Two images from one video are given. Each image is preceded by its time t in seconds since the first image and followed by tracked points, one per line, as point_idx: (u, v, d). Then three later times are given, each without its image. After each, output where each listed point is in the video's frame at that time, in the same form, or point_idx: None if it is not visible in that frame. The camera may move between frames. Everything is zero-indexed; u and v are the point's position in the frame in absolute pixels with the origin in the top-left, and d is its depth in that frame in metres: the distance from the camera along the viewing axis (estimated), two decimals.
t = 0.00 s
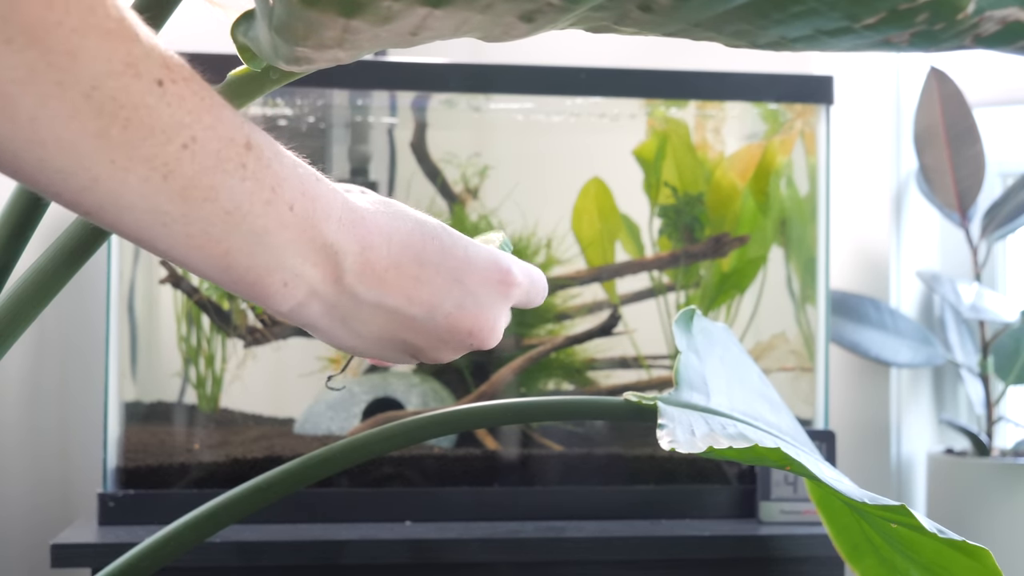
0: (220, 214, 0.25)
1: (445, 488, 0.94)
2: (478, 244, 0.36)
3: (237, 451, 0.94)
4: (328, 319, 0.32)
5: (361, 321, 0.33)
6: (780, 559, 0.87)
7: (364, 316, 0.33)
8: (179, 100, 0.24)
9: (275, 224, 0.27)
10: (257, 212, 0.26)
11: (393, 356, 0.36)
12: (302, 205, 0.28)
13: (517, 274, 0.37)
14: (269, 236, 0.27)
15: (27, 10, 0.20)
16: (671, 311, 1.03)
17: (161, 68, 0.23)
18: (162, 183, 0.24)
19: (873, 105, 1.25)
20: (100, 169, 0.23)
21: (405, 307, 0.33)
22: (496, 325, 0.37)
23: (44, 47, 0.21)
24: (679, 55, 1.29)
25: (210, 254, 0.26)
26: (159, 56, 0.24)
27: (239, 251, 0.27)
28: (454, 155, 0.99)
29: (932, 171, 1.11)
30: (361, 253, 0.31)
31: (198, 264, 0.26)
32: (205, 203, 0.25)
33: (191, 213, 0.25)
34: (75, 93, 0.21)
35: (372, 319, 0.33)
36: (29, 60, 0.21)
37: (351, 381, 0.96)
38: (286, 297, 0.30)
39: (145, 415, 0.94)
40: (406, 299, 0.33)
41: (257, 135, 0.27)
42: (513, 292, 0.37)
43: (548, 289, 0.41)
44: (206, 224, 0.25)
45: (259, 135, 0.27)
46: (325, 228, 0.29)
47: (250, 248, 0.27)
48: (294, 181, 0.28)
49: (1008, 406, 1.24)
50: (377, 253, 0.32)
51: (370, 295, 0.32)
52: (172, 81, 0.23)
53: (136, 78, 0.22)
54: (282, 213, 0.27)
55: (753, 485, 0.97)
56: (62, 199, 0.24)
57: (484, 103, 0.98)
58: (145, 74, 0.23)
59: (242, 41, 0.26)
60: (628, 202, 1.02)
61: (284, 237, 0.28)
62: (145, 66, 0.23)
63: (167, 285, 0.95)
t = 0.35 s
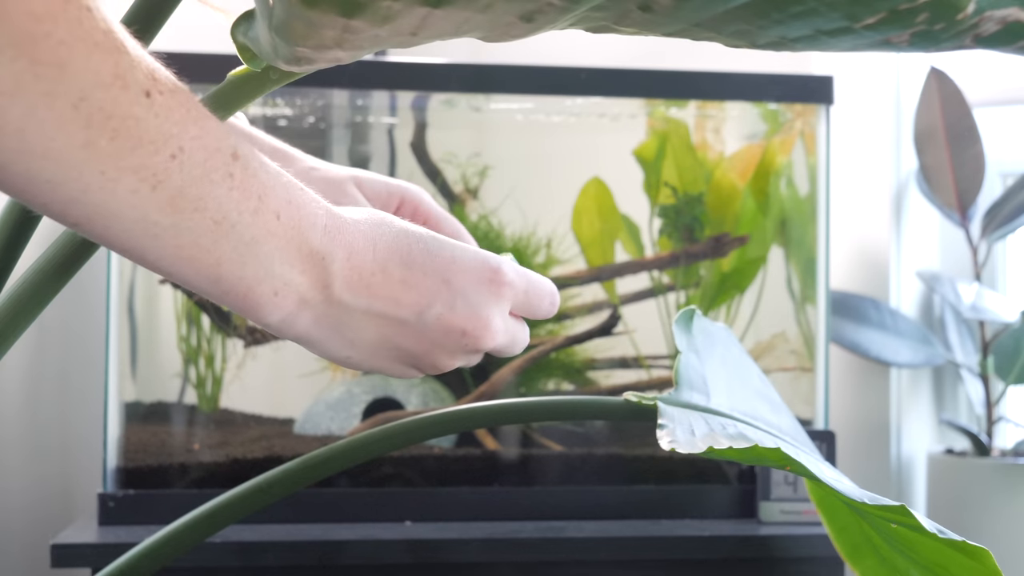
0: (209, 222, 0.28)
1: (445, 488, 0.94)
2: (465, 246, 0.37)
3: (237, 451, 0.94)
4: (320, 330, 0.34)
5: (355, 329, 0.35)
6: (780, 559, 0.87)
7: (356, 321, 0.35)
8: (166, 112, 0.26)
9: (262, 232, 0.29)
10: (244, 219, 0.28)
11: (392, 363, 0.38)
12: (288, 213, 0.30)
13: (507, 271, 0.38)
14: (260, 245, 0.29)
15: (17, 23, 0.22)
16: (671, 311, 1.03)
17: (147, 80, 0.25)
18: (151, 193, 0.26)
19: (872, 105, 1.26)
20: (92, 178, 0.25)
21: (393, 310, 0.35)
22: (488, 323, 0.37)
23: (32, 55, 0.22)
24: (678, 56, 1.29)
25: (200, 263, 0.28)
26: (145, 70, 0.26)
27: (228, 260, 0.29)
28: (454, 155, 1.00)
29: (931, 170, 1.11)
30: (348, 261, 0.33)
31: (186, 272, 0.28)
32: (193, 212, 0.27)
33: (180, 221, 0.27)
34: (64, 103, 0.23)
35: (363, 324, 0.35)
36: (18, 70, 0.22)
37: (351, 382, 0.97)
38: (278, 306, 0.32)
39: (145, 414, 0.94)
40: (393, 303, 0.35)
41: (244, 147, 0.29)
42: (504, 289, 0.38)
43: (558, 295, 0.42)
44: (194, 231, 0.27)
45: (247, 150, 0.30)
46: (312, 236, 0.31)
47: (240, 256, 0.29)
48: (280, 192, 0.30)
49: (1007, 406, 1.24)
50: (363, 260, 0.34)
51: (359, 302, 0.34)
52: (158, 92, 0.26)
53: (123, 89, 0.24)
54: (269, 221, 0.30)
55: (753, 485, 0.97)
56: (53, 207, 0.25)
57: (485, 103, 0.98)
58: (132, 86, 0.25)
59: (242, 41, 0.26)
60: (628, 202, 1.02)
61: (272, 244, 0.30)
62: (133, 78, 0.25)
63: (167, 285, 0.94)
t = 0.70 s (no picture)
0: (201, 233, 0.28)
1: (445, 488, 0.94)
2: (448, 243, 0.38)
3: (237, 452, 0.94)
4: (315, 340, 0.34)
5: (348, 336, 0.35)
6: (781, 558, 0.87)
7: (348, 325, 0.35)
8: (157, 125, 0.26)
9: (251, 241, 0.30)
10: (234, 229, 0.29)
11: (394, 370, 0.38)
12: (275, 220, 0.31)
13: (491, 260, 0.38)
14: (249, 253, 0.30)
15: (13, 40, 0.22)
16: (670, 311, 1.03)
17: (139, 97, 0.26)
18: (143, 206, 0.26)
19: (872, 105, 1.26)
20: (85, 192, 0.25)
21: (382, 309, 0.35)
22: (476, 311, 0.37)
23: (30, 73, 0.23)
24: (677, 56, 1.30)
25: (191, 275, 0.28)
26: (135, 86, 0.26)
27: (220, 270, 0.29)
28: (454, 155, 1.00)
29: (932, 171, 1.11)
30: (334, 265, 0.33)
31: (179, 285, 0.28)
32: (185, 223, 0.27)
33: (171, 233, 0.27)
34: (58, 119, 0.23)
35: (356, 329, 0.35)
36: (15, 87, 0.23)
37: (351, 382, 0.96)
38: (270, 315, 0.32)
39: (145, 414, 0.94)
40: (381, 301, 0.35)
41: (231, 159, 0.30)
42: (491, 278, 0.38)
43: (557, 282, 0.41)
44: (186, 243, 0.27)
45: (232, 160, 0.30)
46: (296, 241, 0.32)
47: (231, 265, 0.29)
48: (267, 202, 0.31)
49: (1007, 406, 1.24)
50: (349, 264, 0.34)
51: (349, 305, 0.34)
52: (149, 108, 0.26)
53: (115, 104, 0.25)
54: (257, 230, 0.30)
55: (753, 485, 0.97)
56: (47, 222, 0.25)
57: (485, 103, 0.98)
58: (124, 102, 0.25)
59: (242, 41, 0.25)
60: (628, 202, 1.02)
61: (262, 253, 0.30)
62: (126, 94, 0.25)
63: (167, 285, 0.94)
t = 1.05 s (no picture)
0: (205, 240, 0.28)
1: (445, 488, 0.94)
2: (453, 255, 0.38)
3: (237, 451, 0.94)
4: (320, 351, 0.34)
5: (351, 348, 0.35)
6: (780, 558, 0.87)
7: (352, 338, 0.35)
8: (160, 128, 0.26)
9: (257, 251, 0.29)
10: (239, 237, 0.29)
11: (392, 380, 0.38)
12: (281, 231, 0.31)
13: (496, 277, 0.38)
14: (255, 263, 0.29)
15: (13, 38, 0.23)
16: (670, 311, 1.03)
17: (143, 96, 0.26)
18: (147, 210, 0.26)
19: (872, 104, 1.26)
20: (88, 194, 0.25)
21: (387, 324, 0.35)
22: (478, 329, 0.37)
23: (28, 71, 0.23)
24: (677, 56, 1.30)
25: (196, 283, 0.28)
26: (140, 89, 0.26)
27: (225, 279, 0.29)
28: (454, 155, 1.00)
29: (932, 170, 1.11)
30: (341, 278, 0.33)
31: (183, 293, 0.28)
32: (189, 229, 0.27)
33: (176, 239, 0.27)
34: (60, 118, 0.24)
35: (360, 342, 0.35)
36: (15, 85, 0.23)
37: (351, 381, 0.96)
38: (277, 326, 0.31)
39: (145, 414, 0.94)
40: (387, 317, 0.35)
41: (236, 167, 0.30)
42: (495, 294, 0.38)
43: (554, 295, 0.41)
44: (191, 250, 0.27)
45: (238, 169, 0.30)
46: (304, 255, 0.32)
47: (236, 274, 0.29)
48: (273, 211, 0.31)
49: (1007, 406, 1.24)
50: (355, 276, 0.34)
51: (354, 319, 0.34)
52: (153, 109, 0.26)
53: (117, 104, 0.25)
54: (263, 240, 0.30)
55: (753, 485, 0.97)
56: (48, 226, 0.25)
57: (485, 103, 0.98)
58: (126, 102, 0.25)
59: (242, 41, 0.26)
60: (627, 202, 1.02)
61: (267, 263, 0.30)
62: (129, 94, 0.25)
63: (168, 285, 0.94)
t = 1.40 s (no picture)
0: (218, 246, 0.28)
1: (445, 488, 0.94)
2: (463, 266, 0.38)
3: (237, 451, 0.94)
4: (328, 358, 0.34)
5: (359, 356, 0.35)
6: (780, 558, 0.87)
7: (361, 347, 0.35)
8: (174, 132, 0.26)
9: (270, 259, 0.29)
10: (253, 244, 0.29)
11: (395, 388, 0.38)
12: (295, 239, 0.31)
13: (504, 290, 0.38)
14: (269, 271, 0.29)
15: (32, 38, 0.22)
16: (671, 311, 1.03)
17: (158, 100, 0.26)
18: (160, 215, 0.26)
19: (872, 104, 1.26)
20: (101, 197, 0.25)
21: (397, 334, 0.35)
22: (486, 342, 0.38)
23: (44, 73, 0.23)
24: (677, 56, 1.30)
25: (208, 288, 0.28)
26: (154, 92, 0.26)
27: (238, 285, 0.29)
28: (454, 155, 1.00)
29: (932, 170, 1.11)
30: (354, 287, 0.33)
31: (194, 298, 0.28)
32: (202, 234, 0.27)
33: (189, 244, 0.27)
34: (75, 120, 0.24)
35: (367, 351, 0.35)
36: (30, 88, 0.23)
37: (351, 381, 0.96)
38: (288, 333, 0.32)
39: (145, 414, 0.94)
40: (398, 327, 0.35)
41: (250, 173, 0.30)
42: (503, 306, 0.38)
43: (558, 314, 0.42)
44: (202, 255, 0.27)
45: (251, 176, 0.30)
46: (319, 264, 0.32)
47: (249, 281, 0.29)
48: (286, 219, 0.30)
49: (1007, 406, 1.24)
50: (368, 285, 0.34)
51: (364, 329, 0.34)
52: (167, 112, 0.26)
53: (132, 108, 0.25)
54: (276, 248, 0.30)
55: (753, 485, 0.97)
56: (61, 229, 0.25)
57: (484, 103, 0.98)
58: (141, 106, 0.25)
59: (242, 41, 0.26)
60: (627, 202, 1.02)
61: (280, 270, 0.30)
62: (144, 98, 0.25)
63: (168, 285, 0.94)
